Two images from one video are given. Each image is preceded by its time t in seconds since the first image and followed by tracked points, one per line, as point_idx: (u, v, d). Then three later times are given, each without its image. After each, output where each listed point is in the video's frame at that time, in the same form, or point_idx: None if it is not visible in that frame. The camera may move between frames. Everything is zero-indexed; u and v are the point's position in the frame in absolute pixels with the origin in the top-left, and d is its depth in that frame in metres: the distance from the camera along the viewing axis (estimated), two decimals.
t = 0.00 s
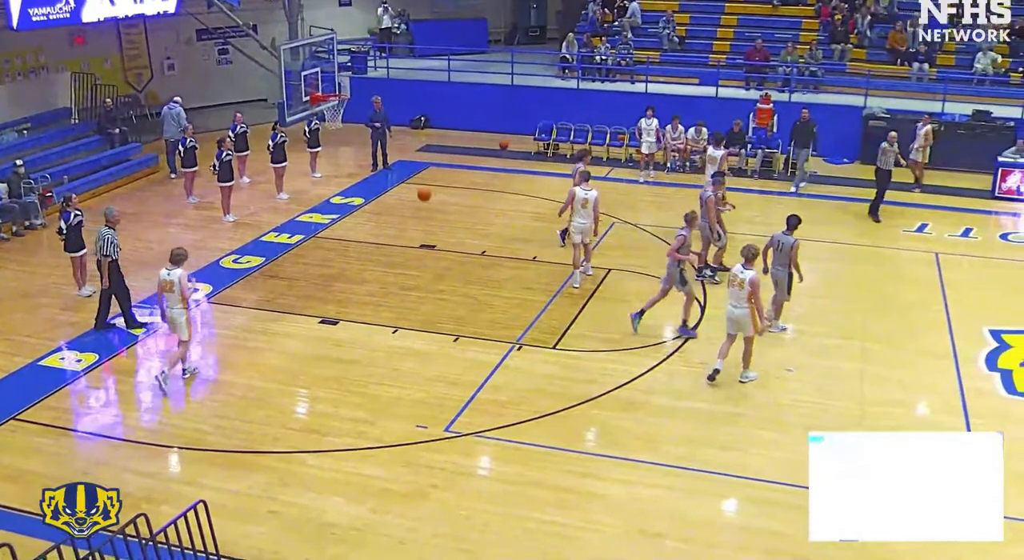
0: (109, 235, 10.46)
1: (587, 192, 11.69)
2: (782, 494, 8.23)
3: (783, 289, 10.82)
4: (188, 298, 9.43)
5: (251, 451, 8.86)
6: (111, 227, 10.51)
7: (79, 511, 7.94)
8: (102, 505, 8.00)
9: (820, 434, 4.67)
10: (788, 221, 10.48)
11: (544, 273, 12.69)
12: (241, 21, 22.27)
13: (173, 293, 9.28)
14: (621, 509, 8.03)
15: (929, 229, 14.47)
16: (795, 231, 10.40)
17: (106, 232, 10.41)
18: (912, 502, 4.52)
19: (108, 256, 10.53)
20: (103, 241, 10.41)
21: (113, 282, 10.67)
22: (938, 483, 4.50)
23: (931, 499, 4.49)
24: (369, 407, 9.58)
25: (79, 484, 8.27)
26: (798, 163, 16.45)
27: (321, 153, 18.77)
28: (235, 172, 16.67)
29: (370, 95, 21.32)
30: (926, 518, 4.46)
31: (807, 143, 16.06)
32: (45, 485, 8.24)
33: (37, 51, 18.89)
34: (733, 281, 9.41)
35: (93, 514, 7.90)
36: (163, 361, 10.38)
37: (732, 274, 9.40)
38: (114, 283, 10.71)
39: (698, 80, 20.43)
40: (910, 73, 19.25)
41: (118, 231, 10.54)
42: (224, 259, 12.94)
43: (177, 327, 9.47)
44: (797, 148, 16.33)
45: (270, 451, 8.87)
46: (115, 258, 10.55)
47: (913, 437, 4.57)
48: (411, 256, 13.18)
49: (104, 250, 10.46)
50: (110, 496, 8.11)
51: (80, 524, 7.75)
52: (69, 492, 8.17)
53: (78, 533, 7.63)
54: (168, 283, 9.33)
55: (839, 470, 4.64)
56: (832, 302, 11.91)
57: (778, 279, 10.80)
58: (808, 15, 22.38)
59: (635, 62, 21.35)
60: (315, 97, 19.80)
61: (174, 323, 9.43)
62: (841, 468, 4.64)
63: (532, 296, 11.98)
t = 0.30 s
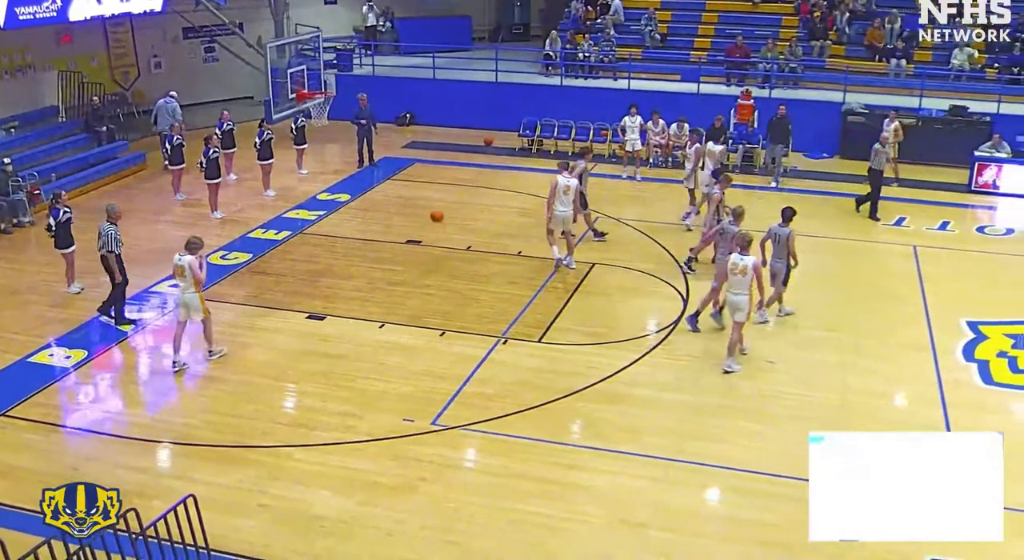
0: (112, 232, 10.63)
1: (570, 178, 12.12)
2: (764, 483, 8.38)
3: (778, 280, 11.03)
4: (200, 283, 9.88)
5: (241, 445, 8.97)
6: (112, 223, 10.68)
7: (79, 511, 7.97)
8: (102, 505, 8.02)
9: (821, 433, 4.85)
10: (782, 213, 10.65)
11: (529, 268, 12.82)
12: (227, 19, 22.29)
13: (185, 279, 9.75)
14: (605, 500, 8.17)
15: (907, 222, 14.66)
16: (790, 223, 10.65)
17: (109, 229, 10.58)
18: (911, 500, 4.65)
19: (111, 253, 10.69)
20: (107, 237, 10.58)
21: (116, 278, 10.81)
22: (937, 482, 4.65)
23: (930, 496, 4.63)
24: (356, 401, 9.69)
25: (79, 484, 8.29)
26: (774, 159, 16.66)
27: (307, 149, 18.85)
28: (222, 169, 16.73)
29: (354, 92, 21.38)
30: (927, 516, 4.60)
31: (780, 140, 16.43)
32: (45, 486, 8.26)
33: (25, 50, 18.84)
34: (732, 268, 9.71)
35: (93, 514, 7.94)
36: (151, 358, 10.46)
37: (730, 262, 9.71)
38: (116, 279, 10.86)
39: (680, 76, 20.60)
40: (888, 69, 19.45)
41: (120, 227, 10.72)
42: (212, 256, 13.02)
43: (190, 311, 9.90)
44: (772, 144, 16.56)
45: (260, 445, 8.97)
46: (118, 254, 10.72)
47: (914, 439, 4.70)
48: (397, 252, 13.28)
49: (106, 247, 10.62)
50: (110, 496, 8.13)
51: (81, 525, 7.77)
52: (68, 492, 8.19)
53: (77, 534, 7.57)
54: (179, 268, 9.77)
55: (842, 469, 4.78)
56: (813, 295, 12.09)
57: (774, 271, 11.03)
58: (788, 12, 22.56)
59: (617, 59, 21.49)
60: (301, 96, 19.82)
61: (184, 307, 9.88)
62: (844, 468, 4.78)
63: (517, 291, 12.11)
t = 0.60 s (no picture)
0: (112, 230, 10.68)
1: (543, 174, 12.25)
2: (750, 479, 8.47)
3: (782, 273, 11.08)
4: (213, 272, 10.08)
5: (231, 444, 9.00)
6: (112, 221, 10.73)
7: (79, 511, 8.01)
8: (102, 505, 8.05)
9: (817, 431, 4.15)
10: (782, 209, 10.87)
11: (517, 266, 12.88)
12: (214, 19, 22.29)
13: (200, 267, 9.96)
14: (593, 495, 8.25)
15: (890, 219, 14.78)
16: (787, 217, 10.77)
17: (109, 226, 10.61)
18: (915, 503, 4.03)
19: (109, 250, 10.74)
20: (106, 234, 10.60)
21: (112, 276, 10.85)
22: (944, 483, 4.03)
23: (935, 498, 4.02)
24: (345, 400, 9.75)
25: (79, 484, 8.33)
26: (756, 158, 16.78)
27: (294, 149, 18.88)
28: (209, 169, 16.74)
29: (341, 92, 21.40)
30: (934, 523, 3.97)
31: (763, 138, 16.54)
32: (45, 486, 8.29)
33: (13, 50, 18.81)
34: (726, 256, 10.05)
35: (93, 514, 7.95)
36: (139, 358, 10.47)
37: (725, 251, 10.05)
38: (113, 277, 10.90)
39: (665, 75, 20.72)
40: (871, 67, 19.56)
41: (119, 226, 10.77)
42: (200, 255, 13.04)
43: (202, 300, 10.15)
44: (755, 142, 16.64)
45: (250, 444, 9.01)
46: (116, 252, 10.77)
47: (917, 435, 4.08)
48: (385, 251, 13.33)
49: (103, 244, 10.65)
50: (110, 496, 8.16)
51: (81, 525, 7.82)
52: (68, 492, 8.23)
53: (78, 533, 7.68)
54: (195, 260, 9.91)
55: (841, 472, 4.10)
56: (798, 291, 12.18)
57: (778, 264, 11.10)
58: (772, 11, 22.70)
59: (602, 59, 21.58)
60: (288, 95, 19.85)
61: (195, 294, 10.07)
62: (844, 470, 4.09)
63: (504, 289, 12.17)
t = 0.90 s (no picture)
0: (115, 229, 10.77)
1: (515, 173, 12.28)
2: (736, 479, 8.49)
3: (785, 275, 11.10)
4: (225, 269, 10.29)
5: (217, 448, 8.99)
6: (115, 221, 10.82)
7: (79, 511, 8.08)
8: (102, 505, 8.13)
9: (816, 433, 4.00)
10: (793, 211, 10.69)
11: (503, 268, 12.89)
12: (199, 22, 22.23)
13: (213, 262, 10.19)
14: (580, 497, 8.26)
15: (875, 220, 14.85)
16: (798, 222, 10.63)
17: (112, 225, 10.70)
18: (910, 503, 3.96)
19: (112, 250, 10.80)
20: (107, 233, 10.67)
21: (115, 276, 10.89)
22: (939, 483, 3.95)
23: (931, 498, 3.95)
24: (332, 403, 9.74)
25: (79, 484, 8.40)
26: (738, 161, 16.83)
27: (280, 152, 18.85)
28: (195, 172, 16.70)
29: (328, 94, 21.36)
30: (929, 524, 3.90)
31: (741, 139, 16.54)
32: (44, 486, 8.34)
33: None
34: (722, 250, 10.26)
35: (93, 514, 8.03)
36: (126, 362, 10.44)
37: (721, 244, 10.25)
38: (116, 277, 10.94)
39: (650, 77, 20.77)
40: (855, 69, 19.64)
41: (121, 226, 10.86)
42: (186, 259, 13.00)
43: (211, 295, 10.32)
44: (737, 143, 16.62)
45: (237, 448, 8.99)
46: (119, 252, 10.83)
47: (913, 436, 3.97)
48: (372, 254, 13.32)
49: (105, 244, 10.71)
50: (110, 496, 8.24)
51: (81, 524, 7.89)
52: (68, 492, 8.29)
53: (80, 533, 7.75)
54: (208, 256, 10.08)
55: (840, 473, 4.00)
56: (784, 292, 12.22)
57: (782, 265, 11.09)
58: (756, 13, 22.77)
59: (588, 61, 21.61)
60: (274, 98, 19.82)
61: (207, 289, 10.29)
62: (843, 471, 3.99)
63: (490, 291, 12.18)
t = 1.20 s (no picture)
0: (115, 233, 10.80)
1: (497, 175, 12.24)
2: (729, 483, 8.46)
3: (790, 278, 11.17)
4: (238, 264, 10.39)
5: (206, 454, 8.92)
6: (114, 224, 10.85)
7: (79, 511, 8.17)
8: (102, 505, 8.20)
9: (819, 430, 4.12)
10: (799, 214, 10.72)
11: (494, 272, 12.85)
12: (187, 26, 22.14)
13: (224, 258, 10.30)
14: (572, 502, 8.22)
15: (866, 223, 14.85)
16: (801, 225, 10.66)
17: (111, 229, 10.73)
18: (909, 503, 4.03)
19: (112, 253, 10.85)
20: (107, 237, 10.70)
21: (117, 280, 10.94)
22: (938, 483, 4.03)
23: (930, 497, 4.03)
24: (322, 408, 9.68)
25: (79, 484, 8.45)
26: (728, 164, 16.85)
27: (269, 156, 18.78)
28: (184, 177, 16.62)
29: (317, 98, 21.30)
30: (929, 522, 3.98)
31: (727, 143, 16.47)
32: (45, 486, 8.40)
33: None
34: (721, 245, 10.66)
35: (93, 514, 8.12)
36: (113, 368, 10.36)
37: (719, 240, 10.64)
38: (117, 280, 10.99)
39: (640, 80, 20.75)
40: (846, 72, 19.66)
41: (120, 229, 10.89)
42: (174, 264, 12.92)
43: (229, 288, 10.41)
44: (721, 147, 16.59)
45: (226, 454, 8.93)
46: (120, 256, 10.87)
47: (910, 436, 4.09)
48: (362, 258, 13.27)
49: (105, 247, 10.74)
50: (110, 496, 8.28)
51: (81, 524, 8.00)
52: (68, 492, 8.36)
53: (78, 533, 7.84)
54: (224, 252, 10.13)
55: (841, 472, 4.09)
56: (775, 295, 12.20)
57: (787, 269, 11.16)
58: (746, 16, 22.78)
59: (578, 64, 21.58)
60: (262, 102, 19.75)
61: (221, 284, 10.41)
62: (844, 471, 4.08)
63: (481, 295, 12.13)
